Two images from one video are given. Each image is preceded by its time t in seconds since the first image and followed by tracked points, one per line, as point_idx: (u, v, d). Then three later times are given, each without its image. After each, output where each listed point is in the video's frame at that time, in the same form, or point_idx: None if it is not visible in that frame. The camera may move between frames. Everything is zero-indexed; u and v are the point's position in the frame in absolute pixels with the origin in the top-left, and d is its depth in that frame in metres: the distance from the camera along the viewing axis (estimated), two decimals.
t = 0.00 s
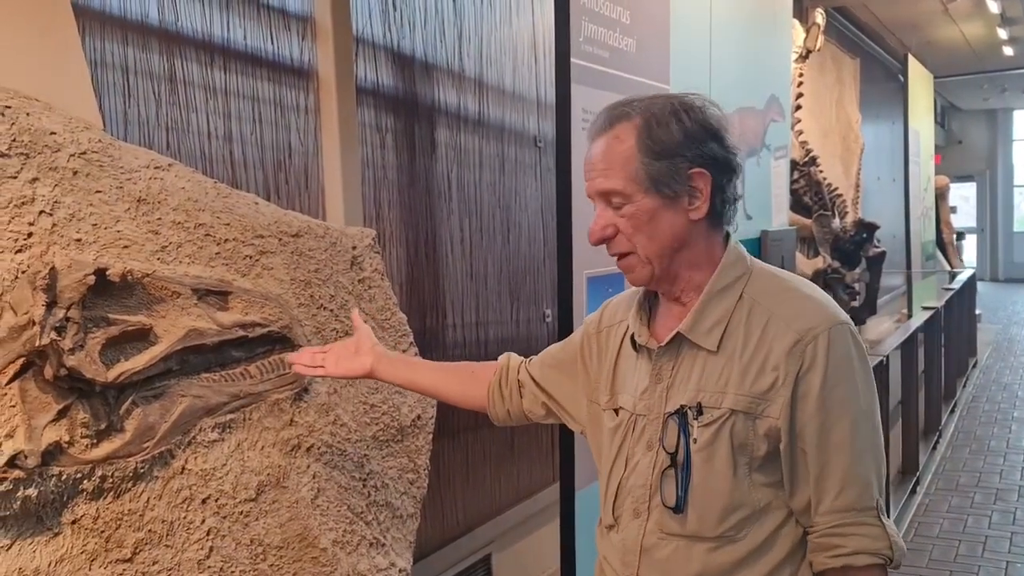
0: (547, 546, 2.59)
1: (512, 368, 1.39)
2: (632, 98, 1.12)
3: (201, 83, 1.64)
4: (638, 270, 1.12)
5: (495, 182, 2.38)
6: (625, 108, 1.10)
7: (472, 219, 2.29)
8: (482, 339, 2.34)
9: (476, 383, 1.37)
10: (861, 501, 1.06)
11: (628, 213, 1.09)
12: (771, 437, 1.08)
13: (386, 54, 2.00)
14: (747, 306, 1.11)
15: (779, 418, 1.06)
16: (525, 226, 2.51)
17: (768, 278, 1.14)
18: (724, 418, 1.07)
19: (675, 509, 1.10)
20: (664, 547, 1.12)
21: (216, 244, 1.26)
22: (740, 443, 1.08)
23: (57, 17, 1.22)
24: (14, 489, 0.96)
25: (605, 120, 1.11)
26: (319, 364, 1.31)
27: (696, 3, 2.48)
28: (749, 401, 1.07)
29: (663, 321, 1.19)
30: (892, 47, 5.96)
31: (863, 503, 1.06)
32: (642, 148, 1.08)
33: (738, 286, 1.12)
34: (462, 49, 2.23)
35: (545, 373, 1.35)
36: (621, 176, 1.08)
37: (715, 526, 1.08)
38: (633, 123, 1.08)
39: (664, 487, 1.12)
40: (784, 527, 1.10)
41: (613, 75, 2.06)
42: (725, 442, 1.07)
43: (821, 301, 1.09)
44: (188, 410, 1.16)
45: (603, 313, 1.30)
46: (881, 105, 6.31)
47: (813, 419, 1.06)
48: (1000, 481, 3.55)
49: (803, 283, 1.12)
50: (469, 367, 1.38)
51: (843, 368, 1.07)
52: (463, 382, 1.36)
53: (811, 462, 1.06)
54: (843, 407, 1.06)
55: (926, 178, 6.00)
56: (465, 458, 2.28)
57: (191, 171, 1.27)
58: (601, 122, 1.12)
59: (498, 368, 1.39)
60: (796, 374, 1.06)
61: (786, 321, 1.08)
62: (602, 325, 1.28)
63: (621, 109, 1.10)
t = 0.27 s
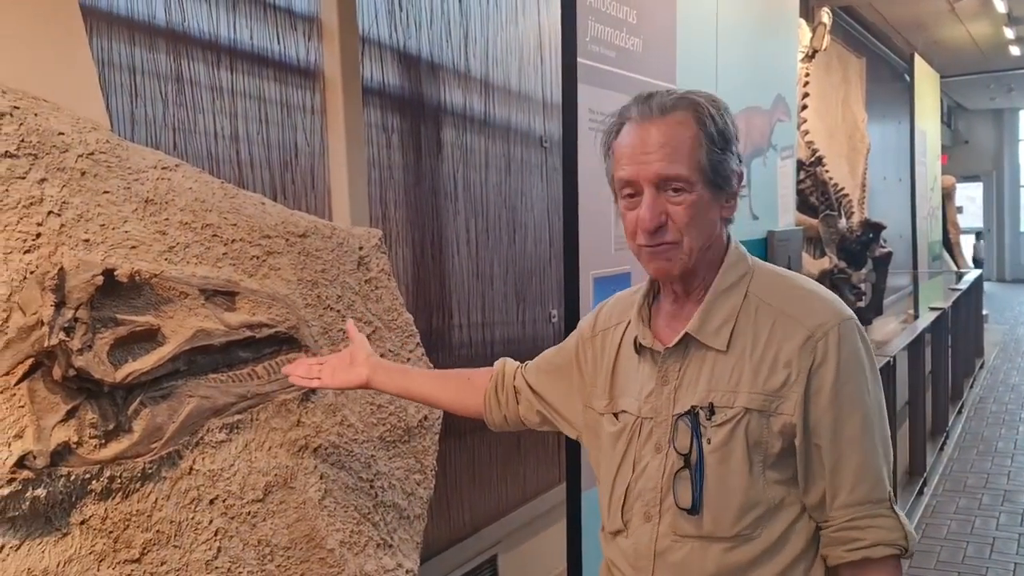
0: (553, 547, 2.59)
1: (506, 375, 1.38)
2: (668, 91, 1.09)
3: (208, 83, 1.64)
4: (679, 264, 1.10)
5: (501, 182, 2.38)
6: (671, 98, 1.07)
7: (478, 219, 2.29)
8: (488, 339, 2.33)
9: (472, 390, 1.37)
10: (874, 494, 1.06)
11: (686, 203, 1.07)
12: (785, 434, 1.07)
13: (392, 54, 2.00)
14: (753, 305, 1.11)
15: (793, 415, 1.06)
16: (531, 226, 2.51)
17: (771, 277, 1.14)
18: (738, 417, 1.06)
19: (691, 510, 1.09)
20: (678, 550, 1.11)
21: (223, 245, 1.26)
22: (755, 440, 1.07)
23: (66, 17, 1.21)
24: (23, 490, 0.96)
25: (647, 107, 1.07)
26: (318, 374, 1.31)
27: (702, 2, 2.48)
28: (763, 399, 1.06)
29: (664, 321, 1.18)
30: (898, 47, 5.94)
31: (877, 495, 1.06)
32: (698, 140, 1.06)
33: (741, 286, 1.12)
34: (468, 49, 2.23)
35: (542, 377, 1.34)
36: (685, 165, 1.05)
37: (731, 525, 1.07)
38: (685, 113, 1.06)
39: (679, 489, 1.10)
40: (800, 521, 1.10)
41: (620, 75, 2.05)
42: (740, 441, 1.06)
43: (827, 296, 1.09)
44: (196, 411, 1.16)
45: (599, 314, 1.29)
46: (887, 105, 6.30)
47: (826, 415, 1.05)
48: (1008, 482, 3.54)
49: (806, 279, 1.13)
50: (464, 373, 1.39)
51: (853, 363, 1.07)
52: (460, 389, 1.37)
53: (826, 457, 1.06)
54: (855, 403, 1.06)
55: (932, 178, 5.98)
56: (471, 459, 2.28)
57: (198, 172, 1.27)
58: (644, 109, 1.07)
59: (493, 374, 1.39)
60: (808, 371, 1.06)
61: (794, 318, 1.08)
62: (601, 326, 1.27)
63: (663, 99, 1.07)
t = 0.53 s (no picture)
0: (560, 548, 2.58)
1: (503, 378, 1.37)
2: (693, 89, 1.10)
3: (215, 85, 1.64)
4: (700, 264, 1.09)
5: (507, 183, 2.38)
6: (698, 95, 1.08)
7: (483, 220, 2.28)
8: (494, 340, 2.33)
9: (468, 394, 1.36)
10: (896, 490, 1.08)
11: (711, 202, 1.07)
12: (806, 433, 1.07)
13: (398, 55, 2.00)
14: (768, 306, 1.11)
15: (815, 414, 1.07)
16: (537, 227, 2.51)
17: (781, 277, 1.15)
18: (760, 418, 1.07)
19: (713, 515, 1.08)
20: (699, 555, 1.10)
21: (231, 246, 1.26)
22: (777, 441, 1.07)
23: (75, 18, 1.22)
24: (32, 491, 0.97)
25: (675, 103, 1.07)
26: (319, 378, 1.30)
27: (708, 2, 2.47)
28: (784, 399, 1.07)
29: (674, 323, 1.17)
30: (903, 47, 5.92)
31: (898, 491, 1.08)
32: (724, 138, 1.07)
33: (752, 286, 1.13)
34: (473, 50, 2.23)
35: (540, 380, 1.33)
36: (713, 163, 1.06)
37: (754, 527, 1.07)
38: (712, 111, 1.07)
39: (699, 492, 1.10)
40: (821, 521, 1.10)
41: (626, 76, 2.05)
42: (763, 441, 1.07)
43: (841, 295, 1.11)
44: (204, 412, 1.16)
45: (597, 317, 1.28)
46: (892, 106, 6.28)
47: (847, 413, 1.07)
48: (1015, 484, 3.53)
49: (817, 279, 1.14)
50: (461, 376, 1.37)
51: (869, 363, 1.08)
52: (457, 392, 1.35)
53: (849, 455, 1.07)
54: (873, 401, 1.07)
55: (938, 179, 5.96)
56: (477, 460, 2.28)
57: (206, 173, 1.27)
58: (672, 104, 1.07)
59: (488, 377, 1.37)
60: (827, 370, 1.07)
61: (811, 318, 1.09)
62: (601, 328, 1.26)
63: (689, 95, 1.08)
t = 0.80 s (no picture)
0: (563, 547, 2.58)
1: (500, 377, 1.37)
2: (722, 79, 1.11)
3: (220, 85, 1.65)
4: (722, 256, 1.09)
5: (511, 183, 2.38)
6: (725, 87, 1.09)
7: (487, 219, 2.29)
8: (497, 340, 2.33)
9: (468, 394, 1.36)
10: (905, 488, 1.09)
11: (737, 192, 1.08)
12: (819, 432, 1.08)
13: (402, 55, 2.00)
14: (780, 305, 1.12)
15: (829, 413, 1.07)
16: (541, 227, 2.51)
17: (791, 277, 1.16)
18: (775, 417, 1.07)
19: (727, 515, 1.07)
20: (708, 557, 1.10)
21: (235, 246, 1.26)
22: (790, 441, 1.08)
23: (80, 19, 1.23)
24: (37, 490, 0.97)
25: (707, 92, 1.08)
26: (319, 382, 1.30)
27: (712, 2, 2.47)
28: (798, 398, 1.07)
29: (682, 320, 1.17)
30: (909, 47, 5.91)
31: (908, 489, 1.09)
32: (752, 131, 1.09)
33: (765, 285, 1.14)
34: (477, 50, 2.23)
35: (540, 378, 1.33)
36: (743, 153, 1.08)
37: (767, 526, 1.07)
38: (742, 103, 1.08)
39: (711, 491, 1.09)
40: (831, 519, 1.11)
41: (630, 76, 2.05)
42: (776, 440, 1.07)
43: (852, 295, 1.11)
44: (208, 411, 1.17)
45: (597, 314, 1.28)
46: (897, 105, 6.27)
47: (861, 412, 1.07)
48: (1019, 484, 3.52)
49: (826, 280, 1.14)
50: (459, 375, 1.38)
51: (882, 362, 1.08)
52: (456, 392, 1.36)
53: (861, 454, 1.07)
54: (885, 400, 1.08)
55: (942, 179, 5.95)
56: (481, 460, 2.28)
57: (210, 173, 1.28)
58: (704, 93, 1.08)
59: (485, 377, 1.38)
60: (841, 370, 1.07)
61: (823, 317, 1.09)
62: (602, 325, 1.26)
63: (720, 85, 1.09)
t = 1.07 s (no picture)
0: (565, 546, 2.58)
1: (500, 374, 1.37)
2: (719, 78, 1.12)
3: (222, 84, 1.66)
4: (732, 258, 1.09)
5: (513, 182, 2.38)
6: (725, 86, 1.10)
7: (490, 217, 2.29)
8: (499, 338, 2.34)
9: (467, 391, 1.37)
10: (907, 488, 1.09)
11: (746, 193, 1.09)
12: (823, 432, 1.08)
13: (404, 54, 2.01)
14: (784, 304, 1.12)
15: (833, 412, 1.07)
16: (543, 225, 2.51)
17: (794, 275, 1.16)
18: (779, 416, 1.07)
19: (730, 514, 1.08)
20: (712, 556, 1.10)
21: (236, 243, 1.27)
22: (794, 440, 1.08)
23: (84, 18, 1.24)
24: (39, 486, 0.98)
25: (709, 91, 1.09)
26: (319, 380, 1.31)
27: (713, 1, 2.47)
28: (803, 397, 1.07)
29: (685, 318, 1.18)
30: (913, 46, 5.90)
31: (910, 489, 1.09)
32: (755, 128, 1.10)
33: (769, 283, 1.14)
34: (479, 49, 2.23)
35: (541, 375, 1.33)
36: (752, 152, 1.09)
37: (771, 526, 1.07)
38: (745, 100, 1.09)
39: (715, 491, 1.10)
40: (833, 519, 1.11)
41: (632, 75, 2.05)
42: (780, 439, 1.07)
43: (856, 293, 1.11)
44: (208, 408, 1.17)
45: (598, 311, 1.28)
46: (901, 104, 6.26)
47: (865, 411, 1.07)
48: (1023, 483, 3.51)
49: (830, 278, 1.14)
50: (459, 372, 1.39)
51: (886, 361, 1.08)
52: (456, 389, 1.36)
53: (864, 454, 1.07)
54: (888, 399, 1.08)
55: (947, 178, 5.94)
56: (483, 459, 2.29)
57: (211, 172, 1.28)
58: (707, 93, 1.08)
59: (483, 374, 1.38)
60: (845, 369, 1.07)
61: (828, 316, 1.09)
62: (603, 322, 1.26)
63: (721, 84, 1.09)
